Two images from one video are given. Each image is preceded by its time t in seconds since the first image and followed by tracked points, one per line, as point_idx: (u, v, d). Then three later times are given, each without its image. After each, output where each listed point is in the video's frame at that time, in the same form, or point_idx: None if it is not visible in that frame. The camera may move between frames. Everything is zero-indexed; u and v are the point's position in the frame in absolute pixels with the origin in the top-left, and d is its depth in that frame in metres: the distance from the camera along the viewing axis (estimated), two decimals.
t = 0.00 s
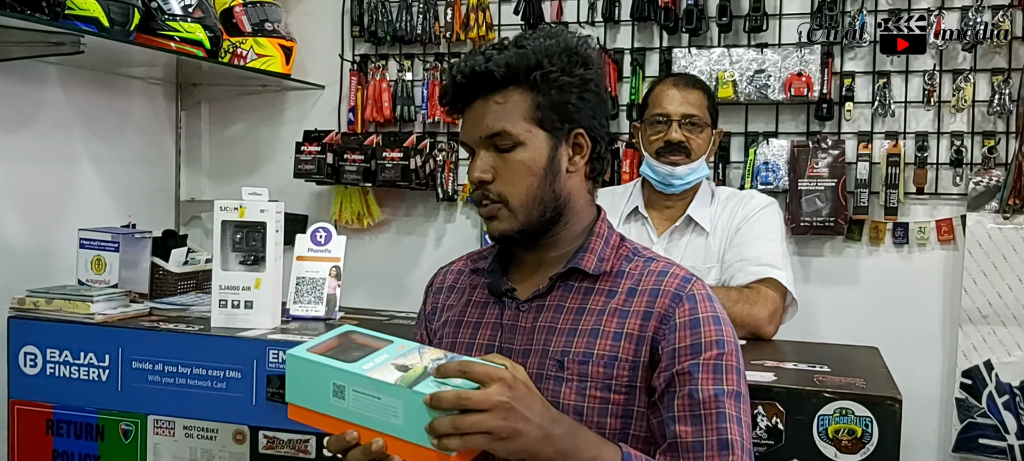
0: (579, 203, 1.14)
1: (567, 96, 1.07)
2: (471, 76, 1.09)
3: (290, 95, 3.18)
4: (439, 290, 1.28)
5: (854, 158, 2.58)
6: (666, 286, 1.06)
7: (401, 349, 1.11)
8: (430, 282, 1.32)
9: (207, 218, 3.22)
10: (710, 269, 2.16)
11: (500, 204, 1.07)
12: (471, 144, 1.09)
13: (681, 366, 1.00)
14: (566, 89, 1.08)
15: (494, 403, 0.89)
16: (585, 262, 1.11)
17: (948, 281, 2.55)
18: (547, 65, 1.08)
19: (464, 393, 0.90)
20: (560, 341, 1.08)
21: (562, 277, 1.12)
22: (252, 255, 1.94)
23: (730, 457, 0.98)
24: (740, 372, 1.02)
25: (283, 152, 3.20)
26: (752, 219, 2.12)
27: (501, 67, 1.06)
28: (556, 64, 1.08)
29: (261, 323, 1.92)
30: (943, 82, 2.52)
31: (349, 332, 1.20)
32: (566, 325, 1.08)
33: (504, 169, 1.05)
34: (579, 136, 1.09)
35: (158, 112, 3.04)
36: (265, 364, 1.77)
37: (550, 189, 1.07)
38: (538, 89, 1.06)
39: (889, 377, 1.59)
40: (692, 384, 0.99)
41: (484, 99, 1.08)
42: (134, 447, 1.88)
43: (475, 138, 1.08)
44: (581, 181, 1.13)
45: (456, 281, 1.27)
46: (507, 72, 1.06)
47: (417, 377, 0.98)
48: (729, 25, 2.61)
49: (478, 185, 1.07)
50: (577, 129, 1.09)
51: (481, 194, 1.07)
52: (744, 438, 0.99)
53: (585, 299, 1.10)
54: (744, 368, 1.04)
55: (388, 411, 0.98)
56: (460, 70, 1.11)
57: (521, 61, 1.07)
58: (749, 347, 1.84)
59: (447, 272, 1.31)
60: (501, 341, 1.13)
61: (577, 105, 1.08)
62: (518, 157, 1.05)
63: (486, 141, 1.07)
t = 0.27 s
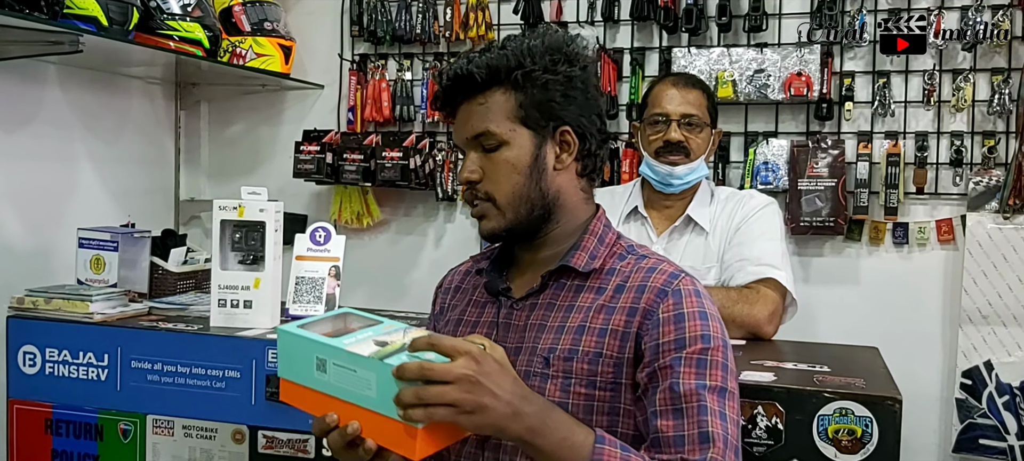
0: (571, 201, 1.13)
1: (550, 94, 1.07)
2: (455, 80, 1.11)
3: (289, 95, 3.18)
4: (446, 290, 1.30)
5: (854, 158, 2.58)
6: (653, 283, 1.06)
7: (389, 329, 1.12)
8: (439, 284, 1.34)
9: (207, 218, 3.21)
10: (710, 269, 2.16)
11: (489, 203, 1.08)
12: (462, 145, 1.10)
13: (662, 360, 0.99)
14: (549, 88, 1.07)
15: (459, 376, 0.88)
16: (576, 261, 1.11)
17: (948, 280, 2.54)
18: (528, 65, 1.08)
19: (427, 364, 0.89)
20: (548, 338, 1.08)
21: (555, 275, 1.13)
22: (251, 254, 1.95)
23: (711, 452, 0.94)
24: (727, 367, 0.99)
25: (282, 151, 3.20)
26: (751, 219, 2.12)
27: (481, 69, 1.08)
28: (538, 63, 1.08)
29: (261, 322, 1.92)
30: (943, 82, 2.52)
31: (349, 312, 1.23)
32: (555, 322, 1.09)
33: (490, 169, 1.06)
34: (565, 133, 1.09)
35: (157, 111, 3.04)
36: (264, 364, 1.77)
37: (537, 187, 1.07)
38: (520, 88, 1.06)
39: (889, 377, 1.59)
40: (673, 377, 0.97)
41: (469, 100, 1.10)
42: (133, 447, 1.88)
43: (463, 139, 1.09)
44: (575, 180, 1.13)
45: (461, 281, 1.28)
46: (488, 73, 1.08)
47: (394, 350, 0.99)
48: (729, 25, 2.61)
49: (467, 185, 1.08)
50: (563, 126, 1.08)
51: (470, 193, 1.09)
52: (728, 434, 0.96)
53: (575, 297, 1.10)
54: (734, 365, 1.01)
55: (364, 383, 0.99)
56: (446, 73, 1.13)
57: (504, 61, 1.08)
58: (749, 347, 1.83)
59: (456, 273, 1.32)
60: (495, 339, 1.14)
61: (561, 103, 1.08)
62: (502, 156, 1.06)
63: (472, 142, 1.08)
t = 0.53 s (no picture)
0: (565, 200, 1.13)
1: (538, 95, 1.07)
2: (450, 83, 1.14)
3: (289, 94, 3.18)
4: (455, 291, 1.31)
5: (854, 157, 2.57)
6: (641, 277, 1.06)
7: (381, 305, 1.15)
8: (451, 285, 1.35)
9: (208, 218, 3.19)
10: (711, 268, 2.16)
11: (480, 203, 1.09)
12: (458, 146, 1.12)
13: (644, 351, 0.98)
14: (538, 88, 1.08)
15: (424, 345, 0.88)
16: (570, 258, 1.11)
17: (949, 279, 2.54)
18: (517, 66, 1.08)
19: (394, 330, 0.90)
20: (537, 334, 1.08)
21: (550, 273, 1.13)
22: (251, 253, 1.94)
23: (684, 439, 0.92)
24: (708, 361, 0.98)
25: (282, 151, 3.20)
26: (752, 219, 2.11)
27: (471, 72, 1.10)
28: (526, 64, 1.09)
29: (261, 322, 1.92)
30: (944, 81, 2.51)
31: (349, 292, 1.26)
32: (545, 318, 1.09)
33: (481, 169, 1.08)
34: (555, 133, 1.08)
35: (157, 111, 3.03)
36: (264, 363, 1.77)
37: (526, 187, 1.08)
38: (508, 90, 1.08)
39: (890, 376, 1.58)
40: (651, 366, 0.97)
41: (463, 102, 1.12)
42: (132, 447, 1.87)
43: (459, 141, 1.11)
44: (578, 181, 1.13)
45: (470, 283, 1.30)
46: (478, 76, 1.09)
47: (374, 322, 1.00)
48: (729, 24, 2.60)
49: (460, 185, 1.10)
50: (552, 126, 1.08)
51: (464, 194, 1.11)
52: (704, 424, 0.94)
53: (567, 293, 1.10)
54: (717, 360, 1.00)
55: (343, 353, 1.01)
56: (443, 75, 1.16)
57: (494, 62, 1.09)
58: (750, 347, 1.83)
59: (467, 275, 1.34)
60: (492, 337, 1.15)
61: (550, 103, 1.08)
62: (491, 156, 1.07)
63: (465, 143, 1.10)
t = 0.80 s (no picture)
0: (540, 199, 1.05)
1: (501, 97, 1.00)
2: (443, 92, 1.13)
3: (289, 94, 3.17)
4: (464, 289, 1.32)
5: (855, 156, 2.58)
6: (631, 264, 1.01)
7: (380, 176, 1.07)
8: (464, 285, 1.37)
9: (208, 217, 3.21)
10: (711, 268, 2.15)
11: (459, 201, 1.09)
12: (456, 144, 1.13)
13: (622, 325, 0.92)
14: (501, 90, 1.00)
15: (413, 253, 0.72)
16: (561, 254, 1.07)
17: (950, 279, 2.54)
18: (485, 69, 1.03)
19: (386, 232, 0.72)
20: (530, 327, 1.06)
21: (541, 268, 1.10)
22: (252, 253, 1.94)
23: (650, 410, 0.82)
24: (688, 341, 0.89)
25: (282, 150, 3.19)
26: (753, 218, 2.11)
27: (450, 79, 1.08)
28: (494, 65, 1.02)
29: (261, 321, 1.91)
30: (945, 80, 2.51)
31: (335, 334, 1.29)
32: (538, 311, 1.07)
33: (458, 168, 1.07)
34: (515, 135, 0.99)
35: (156, 111, 3.03)
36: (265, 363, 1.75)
37: (490, 188, 1.03)
38: (477, 93, 1.03)
39: (891, 376, 1.58)
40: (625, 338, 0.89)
41: (452, 102, 1.11)
42: (133, 447, 1.88)
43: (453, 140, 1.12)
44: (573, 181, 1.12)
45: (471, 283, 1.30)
46: (457, 83, 1.07)
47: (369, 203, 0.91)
48: (729, 23, 2.60)
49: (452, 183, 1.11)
50: (513, 129, 1.00)
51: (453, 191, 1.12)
52: (674, 397, 0.85)
53: (561, 287, 1.07)
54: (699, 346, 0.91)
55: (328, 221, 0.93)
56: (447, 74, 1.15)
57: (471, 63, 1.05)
58: (751, 346, 1.82)
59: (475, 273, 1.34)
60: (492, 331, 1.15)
61: (511, 106, 1.00)
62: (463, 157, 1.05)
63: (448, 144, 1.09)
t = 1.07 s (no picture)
0: (541, 196, 1.04)
1: (509, 98, 1.01)
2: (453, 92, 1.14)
3: (290, 93, 3.17)
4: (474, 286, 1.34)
5: (855, 156, 2.58)
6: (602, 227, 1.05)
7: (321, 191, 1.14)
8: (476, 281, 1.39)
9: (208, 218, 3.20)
10: (712, 268, 2.15)
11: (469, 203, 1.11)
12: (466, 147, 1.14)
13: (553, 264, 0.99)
14: (510, 91, 1.01)
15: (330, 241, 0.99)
16: (553, 241, 1.04)
17: (951, 278, 2.54)
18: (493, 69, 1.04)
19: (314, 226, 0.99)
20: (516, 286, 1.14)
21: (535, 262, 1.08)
22: (253, 254, 1.95)
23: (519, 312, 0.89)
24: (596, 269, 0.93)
25: (283, 150, 3.19)
26: (754, 217, 2.11)
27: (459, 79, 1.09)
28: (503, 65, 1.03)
29: (262, 322, 1.91)
30: (945, 80, 2.51)
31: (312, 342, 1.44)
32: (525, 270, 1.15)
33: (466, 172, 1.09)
34: (522, 137, 1.01)
35: (157, 110, 3.03)
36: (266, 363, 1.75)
37: (497, 188, 1.04)
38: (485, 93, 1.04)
39: (893, 376, 1.58)
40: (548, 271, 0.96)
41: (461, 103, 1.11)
42: (134, 447, 1.87)
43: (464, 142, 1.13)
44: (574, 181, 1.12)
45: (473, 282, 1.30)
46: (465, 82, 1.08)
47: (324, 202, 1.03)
48: (730, 22, 2.60)
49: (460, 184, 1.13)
50: (520, 130, 1.01)
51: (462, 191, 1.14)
52: (553, 302, 0.90)
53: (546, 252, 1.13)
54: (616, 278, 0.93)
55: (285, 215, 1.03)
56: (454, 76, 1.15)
57: (480, 64, 1.05)
58: (752, 346, 1.82)
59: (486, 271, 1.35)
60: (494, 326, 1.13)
61: (518, 106, 1.01)
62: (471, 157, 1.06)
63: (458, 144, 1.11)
